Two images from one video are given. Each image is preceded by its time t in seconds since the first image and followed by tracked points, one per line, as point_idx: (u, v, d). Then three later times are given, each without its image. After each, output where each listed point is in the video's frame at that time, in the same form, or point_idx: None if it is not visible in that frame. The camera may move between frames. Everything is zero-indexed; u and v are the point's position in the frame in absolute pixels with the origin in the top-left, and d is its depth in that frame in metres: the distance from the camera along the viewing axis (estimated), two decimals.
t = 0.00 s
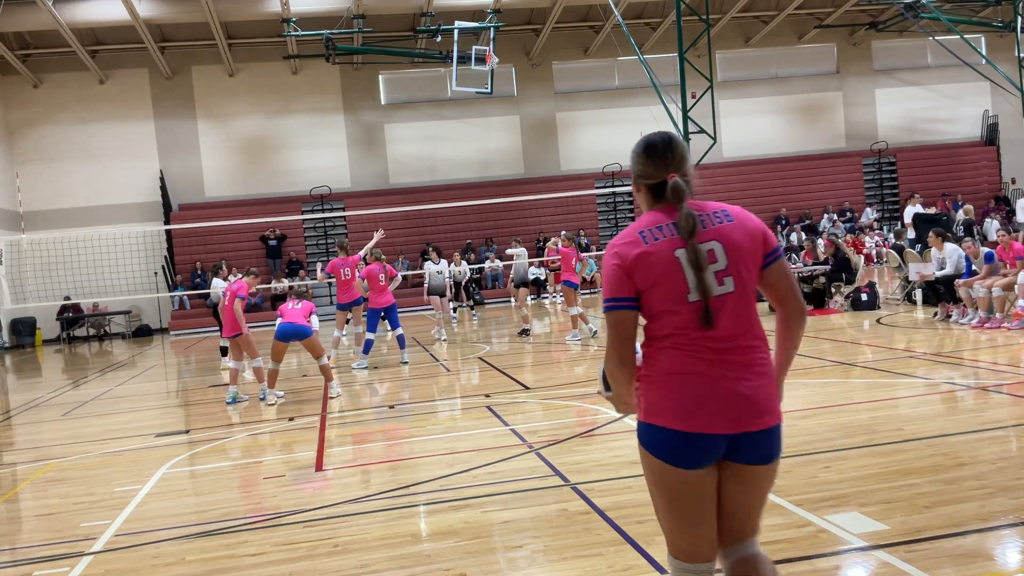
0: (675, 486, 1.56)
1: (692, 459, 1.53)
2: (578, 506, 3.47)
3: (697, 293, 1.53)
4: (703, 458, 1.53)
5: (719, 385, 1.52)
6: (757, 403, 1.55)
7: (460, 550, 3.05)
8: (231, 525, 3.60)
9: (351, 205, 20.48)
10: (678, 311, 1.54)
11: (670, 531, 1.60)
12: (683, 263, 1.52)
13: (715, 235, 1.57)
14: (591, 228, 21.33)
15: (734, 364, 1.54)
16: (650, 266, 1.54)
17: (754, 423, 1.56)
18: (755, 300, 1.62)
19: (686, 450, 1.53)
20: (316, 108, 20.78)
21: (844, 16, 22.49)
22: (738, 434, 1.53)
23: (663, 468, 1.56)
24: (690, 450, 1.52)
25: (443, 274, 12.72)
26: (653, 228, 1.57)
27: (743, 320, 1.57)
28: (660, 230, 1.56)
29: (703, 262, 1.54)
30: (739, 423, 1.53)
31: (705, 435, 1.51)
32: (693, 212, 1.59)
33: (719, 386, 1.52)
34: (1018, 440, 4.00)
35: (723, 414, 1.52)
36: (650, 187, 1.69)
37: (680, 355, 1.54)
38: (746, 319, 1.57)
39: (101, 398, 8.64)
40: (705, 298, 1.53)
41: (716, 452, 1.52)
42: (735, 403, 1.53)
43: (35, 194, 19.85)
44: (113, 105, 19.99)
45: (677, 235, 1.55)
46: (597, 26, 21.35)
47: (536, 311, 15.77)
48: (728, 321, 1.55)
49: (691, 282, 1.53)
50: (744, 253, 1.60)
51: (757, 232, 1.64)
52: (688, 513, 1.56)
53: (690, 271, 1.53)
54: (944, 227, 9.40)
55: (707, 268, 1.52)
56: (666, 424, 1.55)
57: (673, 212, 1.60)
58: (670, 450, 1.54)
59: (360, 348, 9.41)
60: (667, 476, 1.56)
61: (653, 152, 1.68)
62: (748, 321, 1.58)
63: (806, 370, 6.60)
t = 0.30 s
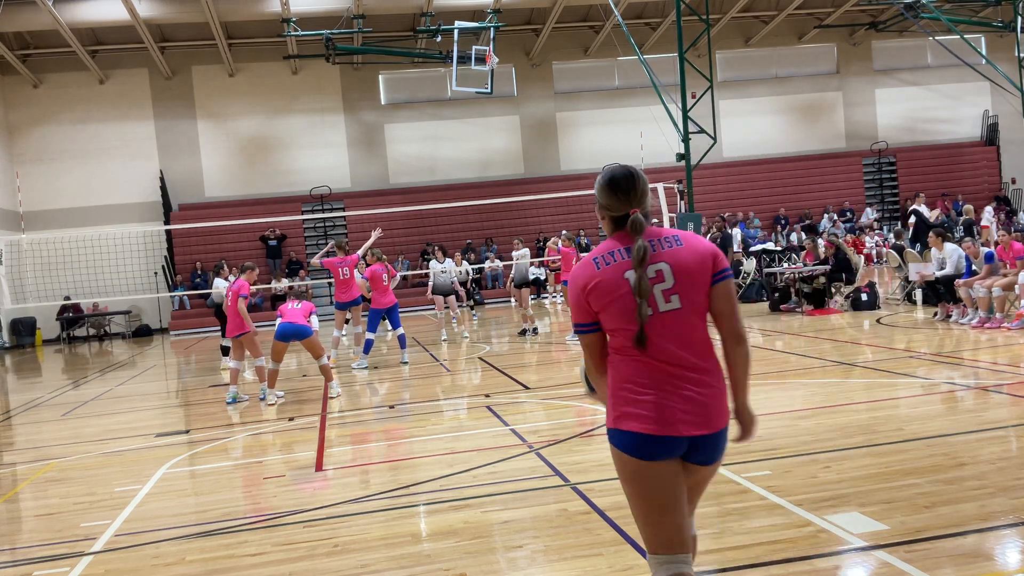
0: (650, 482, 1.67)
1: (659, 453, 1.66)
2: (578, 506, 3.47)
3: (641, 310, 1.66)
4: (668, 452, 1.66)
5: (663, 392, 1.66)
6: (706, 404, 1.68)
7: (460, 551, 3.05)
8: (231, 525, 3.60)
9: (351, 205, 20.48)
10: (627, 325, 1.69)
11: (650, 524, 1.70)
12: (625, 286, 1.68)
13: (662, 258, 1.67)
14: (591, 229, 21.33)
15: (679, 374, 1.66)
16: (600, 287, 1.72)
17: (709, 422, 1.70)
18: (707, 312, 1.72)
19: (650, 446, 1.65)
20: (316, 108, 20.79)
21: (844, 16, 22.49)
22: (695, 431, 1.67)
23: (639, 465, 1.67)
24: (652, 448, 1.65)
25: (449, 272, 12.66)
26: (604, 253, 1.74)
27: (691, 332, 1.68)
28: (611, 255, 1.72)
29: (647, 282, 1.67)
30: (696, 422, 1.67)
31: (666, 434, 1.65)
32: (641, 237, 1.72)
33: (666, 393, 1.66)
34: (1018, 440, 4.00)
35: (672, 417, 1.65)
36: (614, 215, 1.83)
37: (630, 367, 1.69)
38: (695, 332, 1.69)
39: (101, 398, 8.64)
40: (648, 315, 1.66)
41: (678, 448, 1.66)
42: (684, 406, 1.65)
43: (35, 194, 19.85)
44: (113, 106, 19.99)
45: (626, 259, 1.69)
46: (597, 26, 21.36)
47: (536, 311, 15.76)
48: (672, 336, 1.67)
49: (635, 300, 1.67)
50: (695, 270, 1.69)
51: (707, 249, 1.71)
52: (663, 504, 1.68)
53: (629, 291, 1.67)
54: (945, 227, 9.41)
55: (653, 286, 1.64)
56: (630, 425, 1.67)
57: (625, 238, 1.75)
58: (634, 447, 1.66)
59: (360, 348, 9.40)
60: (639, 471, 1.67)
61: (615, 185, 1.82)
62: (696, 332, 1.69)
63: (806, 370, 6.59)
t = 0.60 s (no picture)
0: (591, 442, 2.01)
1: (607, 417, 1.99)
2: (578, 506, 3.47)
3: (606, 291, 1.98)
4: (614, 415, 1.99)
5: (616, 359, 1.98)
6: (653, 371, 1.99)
7: (460, 551, 3.05)
8: (231, 525, 3.60)
9: (351, 205, 20.48)
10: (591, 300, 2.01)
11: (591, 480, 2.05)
12: (597, 267, 1.98)
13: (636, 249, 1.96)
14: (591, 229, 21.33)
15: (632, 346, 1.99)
16: (575, 262, 2.01)
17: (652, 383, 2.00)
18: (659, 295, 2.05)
19: (597, 405, 1.98)
20: (316, 108, 20.78)
21: (844, 16, 22.49)
22: (640, 391, 1.97)
23: (584, 425, 2.01)
24: (600, 407, 1.98)
25: (456, 272, 12.60)
26: (585, 233, 2.01)
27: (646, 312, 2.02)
28: (591, 237, 2.00)
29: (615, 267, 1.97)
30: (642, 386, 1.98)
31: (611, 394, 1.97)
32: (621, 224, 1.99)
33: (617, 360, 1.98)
34: (1018, 440, 4.00)
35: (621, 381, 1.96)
36: (595, 199, 2.05)
37: (590, 333, 2.02)
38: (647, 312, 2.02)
39: (101, 398, 8.64)
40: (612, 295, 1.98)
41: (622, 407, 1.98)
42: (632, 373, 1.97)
43: (35, 194, 19.84)
44: (113, 106, 19.99)
45: (603, 246, 1.98)
46: (597, 26, 21.36)
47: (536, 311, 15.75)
48: (630, 316, 1.99)
49: (603, 281, 1.98)
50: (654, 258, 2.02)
51: (669, 242, 2.05)
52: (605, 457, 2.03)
53: (601, 273, 1.98)
54: (945, 228, 9.42)
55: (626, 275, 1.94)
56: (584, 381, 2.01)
57: (606, 222, 2.01)
58: (584, 407, 2.00)
59: (358, 347, 9.41)
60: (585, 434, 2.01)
61: (600, 167, 2.01)
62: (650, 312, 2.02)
63: (806, 370, 6.59)
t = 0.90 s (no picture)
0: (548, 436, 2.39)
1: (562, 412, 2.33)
2: (578, 506, 3.47)
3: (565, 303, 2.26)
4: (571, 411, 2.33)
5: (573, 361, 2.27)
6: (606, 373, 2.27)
7: (460, 550, 3.05)
8: (232, 525, 3.60)
9: (351, 205, 20.47)
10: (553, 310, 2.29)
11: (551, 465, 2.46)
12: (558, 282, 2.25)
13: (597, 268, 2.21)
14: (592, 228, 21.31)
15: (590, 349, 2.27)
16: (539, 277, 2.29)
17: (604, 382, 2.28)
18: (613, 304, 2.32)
19: (552, 403, 2.30)
20: (316, 108, 20.79)
21: (844, 16, 22.48)
22: (591, 390, 2.25)
23: (543, 418, 2.36)
24: (555, 402, 2.30)
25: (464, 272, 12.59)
26: (548, 251, 2.28)
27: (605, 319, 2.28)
28: (553, 254, 2.26)
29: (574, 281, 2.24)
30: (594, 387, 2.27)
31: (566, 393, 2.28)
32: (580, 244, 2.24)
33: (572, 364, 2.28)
34: (1018, 441, 4.00)
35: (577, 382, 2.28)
36: (560, 222, 2.29)
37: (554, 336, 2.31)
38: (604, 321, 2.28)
39: (101, 398, 8.64)
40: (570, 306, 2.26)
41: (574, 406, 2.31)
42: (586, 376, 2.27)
43: (35, 194, 19.84)
44: (113, 106, 19.99)
45: (562, 264, 2.24)
46: (597, 25, 21.36)
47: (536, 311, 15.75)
48: (584, 324, 2.26)
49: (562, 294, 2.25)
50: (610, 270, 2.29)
51: (624, 253, 2.29)
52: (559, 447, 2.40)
53: (560, 288, 2.24)
54: (944, 228, 9.43)
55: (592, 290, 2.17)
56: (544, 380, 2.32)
57: (567, 240, 2.27)
58: (544, 402, 2.33)
59: (358, 347, 9.42)
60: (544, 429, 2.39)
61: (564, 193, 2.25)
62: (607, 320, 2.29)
63: (806, 370, 6.59)
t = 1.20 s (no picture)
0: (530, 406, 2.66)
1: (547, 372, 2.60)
2: (578, 506, 3.47)
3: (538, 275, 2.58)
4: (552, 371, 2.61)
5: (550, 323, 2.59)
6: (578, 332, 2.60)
7: (460, 550, 3.05)
8: (231, 526, 3.60)
9: (350, 205, 20.47)
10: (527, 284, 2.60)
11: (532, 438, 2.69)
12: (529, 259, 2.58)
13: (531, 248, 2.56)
14: (591, 228, 21.32)
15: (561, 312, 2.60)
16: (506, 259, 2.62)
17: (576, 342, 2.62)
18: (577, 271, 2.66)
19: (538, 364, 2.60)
20: (316, 107, 20.79)
21: (844, 16, 22.48)
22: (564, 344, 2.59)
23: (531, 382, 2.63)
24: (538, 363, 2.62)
25: (467, 271, 12.61)
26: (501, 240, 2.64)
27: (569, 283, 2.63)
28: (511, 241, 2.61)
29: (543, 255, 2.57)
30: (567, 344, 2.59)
31: (545, 350, 2.58)
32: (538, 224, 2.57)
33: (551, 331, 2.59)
34: (1018, 441, 3.99)
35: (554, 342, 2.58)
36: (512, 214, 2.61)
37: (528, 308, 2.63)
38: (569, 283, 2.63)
39: (102, 398, 8.64)
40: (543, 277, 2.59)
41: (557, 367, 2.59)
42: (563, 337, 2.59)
43: (35, 193, 19.84)
44: (113, 106, 19.99)
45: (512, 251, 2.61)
46: (597, 26, 21.36)
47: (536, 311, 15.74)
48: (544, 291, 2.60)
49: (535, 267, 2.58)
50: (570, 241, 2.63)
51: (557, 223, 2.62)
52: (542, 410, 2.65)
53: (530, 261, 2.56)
54: (944, 228, 9.44)
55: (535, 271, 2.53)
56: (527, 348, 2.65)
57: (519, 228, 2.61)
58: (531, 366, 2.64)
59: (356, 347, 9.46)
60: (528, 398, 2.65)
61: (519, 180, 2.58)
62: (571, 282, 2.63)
63: (806, 370, 6.59)
